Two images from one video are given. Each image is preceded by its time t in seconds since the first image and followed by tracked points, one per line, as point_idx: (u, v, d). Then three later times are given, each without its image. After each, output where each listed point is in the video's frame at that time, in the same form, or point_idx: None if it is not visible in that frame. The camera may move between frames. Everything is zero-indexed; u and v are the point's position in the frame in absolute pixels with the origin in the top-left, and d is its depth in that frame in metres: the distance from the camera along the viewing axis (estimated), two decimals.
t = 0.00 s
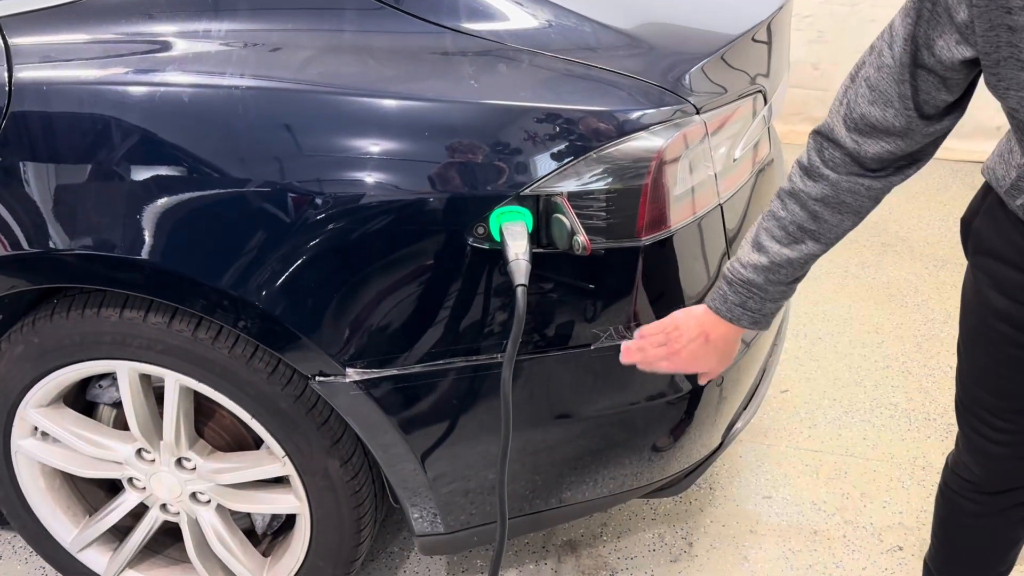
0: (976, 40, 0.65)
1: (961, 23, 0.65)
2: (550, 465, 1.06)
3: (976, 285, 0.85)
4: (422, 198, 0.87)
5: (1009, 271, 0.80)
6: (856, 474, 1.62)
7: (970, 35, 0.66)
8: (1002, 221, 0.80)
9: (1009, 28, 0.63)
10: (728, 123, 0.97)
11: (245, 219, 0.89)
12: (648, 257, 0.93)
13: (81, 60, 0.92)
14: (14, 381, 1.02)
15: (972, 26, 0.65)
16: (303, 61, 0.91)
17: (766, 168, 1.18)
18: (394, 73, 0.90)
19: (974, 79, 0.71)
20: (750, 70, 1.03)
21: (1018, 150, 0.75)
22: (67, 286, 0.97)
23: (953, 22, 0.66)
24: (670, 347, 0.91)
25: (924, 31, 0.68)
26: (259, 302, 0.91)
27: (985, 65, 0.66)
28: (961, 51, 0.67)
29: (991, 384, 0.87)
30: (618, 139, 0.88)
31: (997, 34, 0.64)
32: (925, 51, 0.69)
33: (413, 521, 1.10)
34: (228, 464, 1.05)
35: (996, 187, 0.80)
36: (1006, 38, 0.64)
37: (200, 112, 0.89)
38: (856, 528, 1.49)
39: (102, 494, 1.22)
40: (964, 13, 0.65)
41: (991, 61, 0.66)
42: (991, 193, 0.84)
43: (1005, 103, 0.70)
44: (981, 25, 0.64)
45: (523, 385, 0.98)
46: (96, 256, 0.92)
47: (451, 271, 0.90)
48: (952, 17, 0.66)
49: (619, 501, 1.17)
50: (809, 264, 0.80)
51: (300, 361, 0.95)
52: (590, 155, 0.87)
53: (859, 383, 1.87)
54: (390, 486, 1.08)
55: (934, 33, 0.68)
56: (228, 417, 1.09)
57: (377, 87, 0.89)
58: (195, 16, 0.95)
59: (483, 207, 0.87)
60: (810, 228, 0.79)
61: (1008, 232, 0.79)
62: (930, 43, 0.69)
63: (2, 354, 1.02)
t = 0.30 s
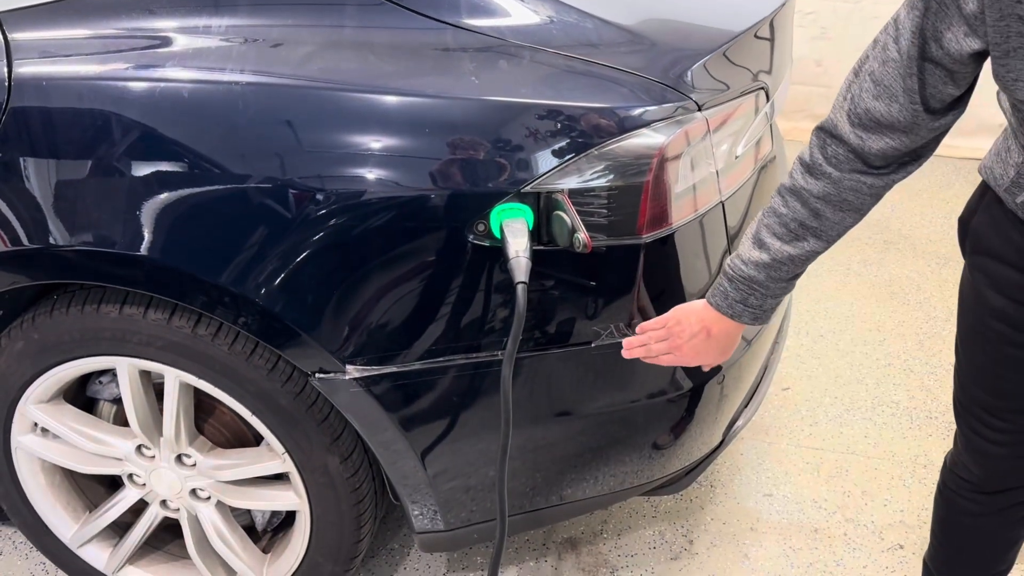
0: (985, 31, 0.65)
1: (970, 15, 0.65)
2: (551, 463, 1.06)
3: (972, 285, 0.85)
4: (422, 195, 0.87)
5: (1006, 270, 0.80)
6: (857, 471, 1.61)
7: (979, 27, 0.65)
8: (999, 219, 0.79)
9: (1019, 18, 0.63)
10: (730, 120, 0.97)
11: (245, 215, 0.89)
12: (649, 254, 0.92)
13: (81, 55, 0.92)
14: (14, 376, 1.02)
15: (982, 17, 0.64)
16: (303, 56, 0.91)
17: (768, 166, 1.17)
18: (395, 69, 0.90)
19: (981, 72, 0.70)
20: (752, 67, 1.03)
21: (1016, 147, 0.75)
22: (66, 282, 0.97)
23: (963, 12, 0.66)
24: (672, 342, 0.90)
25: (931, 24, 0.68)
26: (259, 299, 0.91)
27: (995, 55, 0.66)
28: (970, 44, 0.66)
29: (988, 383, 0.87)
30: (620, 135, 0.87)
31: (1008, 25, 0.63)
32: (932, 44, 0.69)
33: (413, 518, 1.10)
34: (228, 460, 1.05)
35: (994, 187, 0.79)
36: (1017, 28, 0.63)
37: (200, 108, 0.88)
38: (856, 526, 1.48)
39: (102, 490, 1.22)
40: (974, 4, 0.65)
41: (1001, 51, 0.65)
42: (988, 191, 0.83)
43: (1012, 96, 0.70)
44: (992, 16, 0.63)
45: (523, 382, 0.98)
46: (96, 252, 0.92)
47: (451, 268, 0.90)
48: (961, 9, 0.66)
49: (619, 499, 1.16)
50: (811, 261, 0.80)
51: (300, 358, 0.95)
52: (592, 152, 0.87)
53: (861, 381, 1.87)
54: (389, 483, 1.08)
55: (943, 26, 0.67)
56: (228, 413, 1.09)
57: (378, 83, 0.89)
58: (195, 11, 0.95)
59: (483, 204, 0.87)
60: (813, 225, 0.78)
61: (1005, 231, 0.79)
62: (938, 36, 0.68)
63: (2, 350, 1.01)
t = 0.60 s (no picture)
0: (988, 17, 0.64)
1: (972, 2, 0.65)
2: (552, 464, 1.06)
3: (972, 285, 0.85)
4: (424, 195, 0.87)
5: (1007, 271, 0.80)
6: (860, 473, 1.61)
7: (983, 14, 0.65)
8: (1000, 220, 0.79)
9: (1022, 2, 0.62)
10: (733, 120, 0.97)
11: (248, 214, 0.89)
12: (651, 255, 0.92)
13: (83, 55, 0.92)
14: (16, 375, 1.02)
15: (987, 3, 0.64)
16: (305, 56, 0.91)
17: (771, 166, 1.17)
18: (397, 69, 0.90)
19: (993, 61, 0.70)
20: (756, 67, 1.03)
21: (1017, 147, 0.75)
22: (68, 281, 0.97)
23: None
24: (708, 344, 0.87)
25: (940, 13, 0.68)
26: (261, 298, 0.91)
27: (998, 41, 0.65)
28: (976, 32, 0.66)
29: (989, 384, 0.87)
30: (622, 136, 0.87)
31: (1009, 10, 0.63)
32: (941, 36, 0.69)
33: (414, 519, 1.10)
34: (229, 460, 1.05)
35: (994, 186, 0.79)
36: (1018, 13, 0.63)
37: (202, 107, 0.88)
38: (857, 528, 1.48)
39: (103, 489, 1.23)
40: None
41: (1003, 37, 0.65)
42: (988, 190, 0.83)
43: (1014, 84, 0.69)
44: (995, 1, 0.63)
45: (524, 383, 0.97)
46: (97, 251, 0.92)
47: (453, 269, 0.90)
48: None
49: (621, 500, 1.16)
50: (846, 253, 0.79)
51: (301, 358, 0.95)
52: (594, 153, 0.87)
53: (864, 382, 1.87)
54: (390, 483, 1.08)
55: (948, 16, 0.67)
56: (230, 413, 1.09)
57: (380, 83, 0.88)
58: (197, 11, 0.95)
59: (485, 205, 0.87)
60: (844, 215, 0.78)
61: (1005, 231, 0.79)
62: (945, 27, 0.68)
63: (3, 349, 1.02)
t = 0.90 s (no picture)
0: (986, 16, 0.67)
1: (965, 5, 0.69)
2: (556, 466, 1.06)
3: (984, 284, 0.85)
4: (429, 197, 0.86)
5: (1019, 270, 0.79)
6: (865, 476, 1.60)
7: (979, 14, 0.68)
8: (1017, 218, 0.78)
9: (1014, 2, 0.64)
10: (738, 122, 0.96)
11: (251, 215, 0.88)
12: (656, 257, 0.92)
13: (87, 55, 0.92)
14: (19, 376, 1.02)
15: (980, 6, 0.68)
16: (309, 57, 0.90)
17: (776, 168, 1.16)
18: (401, 70, 0.89)
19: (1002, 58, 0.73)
20: (761, 69, 1.02)
21: None
22: (72, 282, 0.97)
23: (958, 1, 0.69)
24: (744, 319, 0.95)
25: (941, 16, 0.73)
26: (265, 299, 0.91)
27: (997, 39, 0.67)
28: (973, 33, 0.70)
29: (996, 382, 0.86)
30: (628, 137, 0.86)
31: (1004, 8, 0.65)
32: (944, 36, 0.73)
33: (417, 520, 1.10)
34: (232, 461, 1.05)
35: (1010, 184, 0.78)
36: (1013, 12, 0.65)
37: (205, 109, 0.88)
38: (863, 531, 1.47)
39: (106, 490, 1.23)
40: None
41: (1000, 35, 0.67)
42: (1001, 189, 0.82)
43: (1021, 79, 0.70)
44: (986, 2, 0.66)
45: (528, 386, 0.97)
46: (101, 252, 0.92)
47: (458, 271, 0.90)
48: None
49: (625, 503, 1.16)
50: (880, 231, 0.84)
51: (304, 360, 0.95)
52: (599, 154, 0.86)
53: (869, 384, 1.86)
54: (394, 485, 1.08)
55: (947, 20, 0.72)
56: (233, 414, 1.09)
57: (384, 84, 0.88)
58: (200, 11, 0.94)
59: (489, 207, 0.87)
60: (873, 196, 0.83)
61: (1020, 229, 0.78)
62: (947, 28, 0.72)
63: (7, 350, 1.02)
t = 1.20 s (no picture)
0: None
1: None
2: (562, 468, 1.05)
3: None
4: (436, 198, 0.86)
5: None
6: (871, 478, 1.59)
7: None
8: None
9: None
10: (747, 123, 0.96)
11: (259, 216, 0.88)
12: (664, 259, 0.91)
13: (94, 55, 0.92)
14: (25, 376, 1.02)
15: None
16: (316, 57, 0.90)
17: (784, 169, 1.16)
18: (409, 71, 0.89)
19: None
20: (770, 70, 1.02)
21: None
22: (78, 282, 0.97)
23: None
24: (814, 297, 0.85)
25: None
26: (271, 300, 0.90)
27: None
28: None
29: None
30: (635, 138, 0.86)
31: None
32: None
33: (423, 522, 1.10)
34: (238, 462, 1.05)
35: None
36: None
37: (212, 109, 0.88)
38: (869, 534, 1.46)
39: (112, 490, 1.23)
40: None
41: None
42: None
43: None
44: None
45: (535, 388, 0.97)
46: (107, 252, 0.92)
47: (464, 272, 0.89)
48: None
49: (632, 505, 1.15)
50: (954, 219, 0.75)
51: (310, 361, 0.94)
52: (607, 156, 0.86)
53: (875, 386, 1.85)
54: (400, 487, 1.08)
55: None
56: (239, 415, 1.08)
57: (391, 85, 0.88)
58: (208, 12, 0.94)
59: (496, 208, 0.86)
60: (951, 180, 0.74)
61: None
62: None
63: (13, 350, 1.02)
